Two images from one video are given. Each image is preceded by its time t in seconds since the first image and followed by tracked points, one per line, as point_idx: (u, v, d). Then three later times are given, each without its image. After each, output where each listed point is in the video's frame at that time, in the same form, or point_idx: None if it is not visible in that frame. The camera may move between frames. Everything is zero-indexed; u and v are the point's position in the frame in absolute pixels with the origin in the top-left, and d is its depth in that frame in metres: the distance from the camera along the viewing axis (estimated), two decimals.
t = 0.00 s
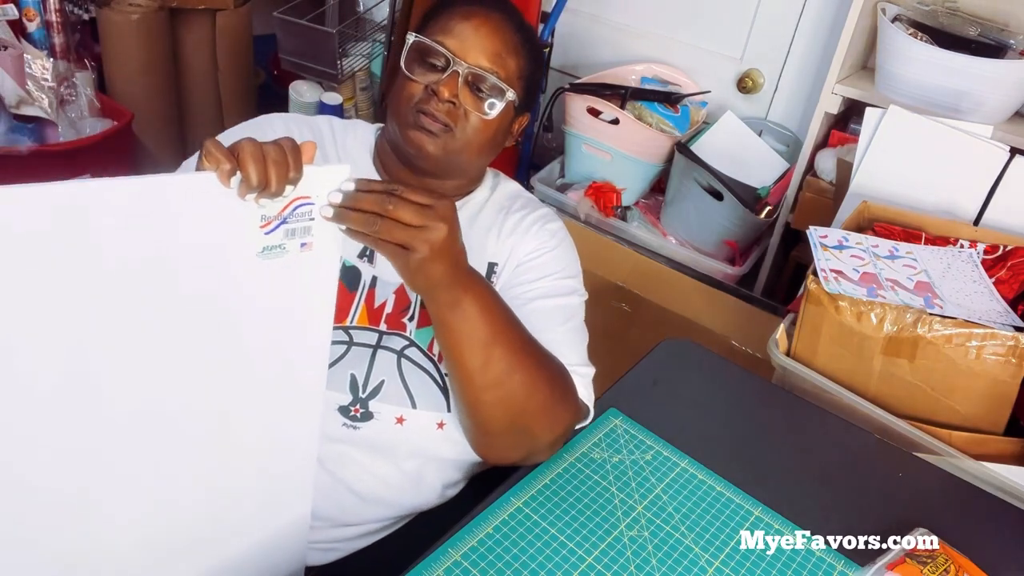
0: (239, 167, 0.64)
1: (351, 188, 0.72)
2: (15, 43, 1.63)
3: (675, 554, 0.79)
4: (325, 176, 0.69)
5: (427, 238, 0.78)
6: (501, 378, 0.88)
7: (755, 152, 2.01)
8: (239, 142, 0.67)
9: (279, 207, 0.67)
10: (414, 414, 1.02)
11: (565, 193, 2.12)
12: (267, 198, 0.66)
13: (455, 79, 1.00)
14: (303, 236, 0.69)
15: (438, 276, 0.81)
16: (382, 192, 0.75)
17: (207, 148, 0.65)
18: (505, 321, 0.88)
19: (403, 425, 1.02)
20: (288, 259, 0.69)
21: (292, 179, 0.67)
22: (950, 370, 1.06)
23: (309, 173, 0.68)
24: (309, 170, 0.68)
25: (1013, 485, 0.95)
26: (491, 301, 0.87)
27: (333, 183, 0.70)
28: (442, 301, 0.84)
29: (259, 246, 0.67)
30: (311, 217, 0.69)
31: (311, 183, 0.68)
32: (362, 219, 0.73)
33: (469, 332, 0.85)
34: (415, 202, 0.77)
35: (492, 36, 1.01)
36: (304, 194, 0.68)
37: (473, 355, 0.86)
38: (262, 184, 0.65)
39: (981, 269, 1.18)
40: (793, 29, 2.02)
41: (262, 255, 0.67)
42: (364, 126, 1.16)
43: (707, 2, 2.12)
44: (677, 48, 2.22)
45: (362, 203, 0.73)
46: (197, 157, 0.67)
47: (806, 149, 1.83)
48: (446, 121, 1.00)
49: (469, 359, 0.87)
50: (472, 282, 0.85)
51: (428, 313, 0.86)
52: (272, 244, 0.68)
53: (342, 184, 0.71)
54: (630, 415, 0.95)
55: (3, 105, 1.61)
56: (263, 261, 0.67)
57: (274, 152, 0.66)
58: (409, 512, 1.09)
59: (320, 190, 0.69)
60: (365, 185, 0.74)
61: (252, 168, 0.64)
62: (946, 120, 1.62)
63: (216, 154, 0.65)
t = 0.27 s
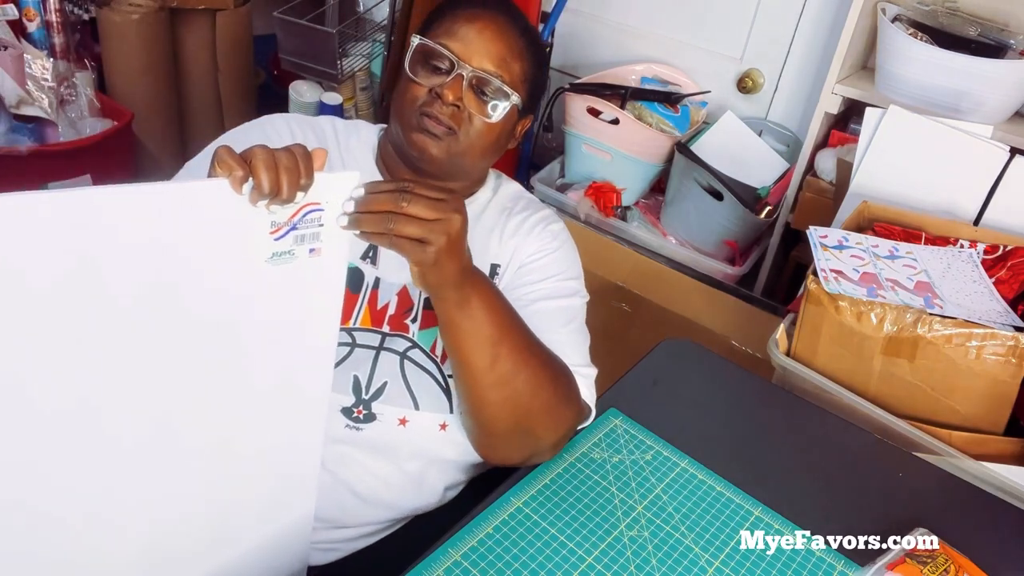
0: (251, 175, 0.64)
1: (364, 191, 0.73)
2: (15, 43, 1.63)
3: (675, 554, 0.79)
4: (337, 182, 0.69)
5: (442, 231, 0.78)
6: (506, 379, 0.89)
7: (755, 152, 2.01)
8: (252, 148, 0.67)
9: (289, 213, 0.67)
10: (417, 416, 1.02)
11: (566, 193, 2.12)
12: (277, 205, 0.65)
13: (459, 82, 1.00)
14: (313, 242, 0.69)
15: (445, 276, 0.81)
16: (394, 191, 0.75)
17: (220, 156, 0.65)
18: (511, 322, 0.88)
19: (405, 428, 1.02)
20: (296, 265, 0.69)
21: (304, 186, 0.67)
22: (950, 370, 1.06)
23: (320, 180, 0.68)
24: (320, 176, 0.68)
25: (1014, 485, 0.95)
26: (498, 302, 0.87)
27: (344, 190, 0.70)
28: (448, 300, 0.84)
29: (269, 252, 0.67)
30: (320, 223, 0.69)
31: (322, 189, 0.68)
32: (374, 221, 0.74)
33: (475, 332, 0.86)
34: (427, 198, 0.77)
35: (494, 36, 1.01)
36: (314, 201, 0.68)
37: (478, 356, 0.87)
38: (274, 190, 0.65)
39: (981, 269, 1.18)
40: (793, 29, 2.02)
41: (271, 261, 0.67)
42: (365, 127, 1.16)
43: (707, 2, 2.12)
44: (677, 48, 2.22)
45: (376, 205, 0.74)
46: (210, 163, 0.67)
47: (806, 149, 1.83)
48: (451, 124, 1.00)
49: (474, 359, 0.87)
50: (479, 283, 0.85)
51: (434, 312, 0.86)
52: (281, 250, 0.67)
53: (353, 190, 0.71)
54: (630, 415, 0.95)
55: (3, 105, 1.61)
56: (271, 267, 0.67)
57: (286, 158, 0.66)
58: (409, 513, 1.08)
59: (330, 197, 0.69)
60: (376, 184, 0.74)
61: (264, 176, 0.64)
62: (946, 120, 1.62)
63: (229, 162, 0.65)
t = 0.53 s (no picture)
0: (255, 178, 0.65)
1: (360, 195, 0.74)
2: (15, 43, 1.63)
3: (675, 554, 0.79)
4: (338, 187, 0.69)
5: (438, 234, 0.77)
6: (505, 380, 0.89)
7: (755, 152, 2.01)
8: (256, 153, 0.68)
9: (292, 218, 0.67)
10: (417, 416, 1.02)
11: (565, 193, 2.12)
12: (279, 208, 0.66)
13: (459, 83, 1.00)
14: (315, 246, 0.69)
15: (443, 280, 0.80)
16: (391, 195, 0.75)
17: (224, 161, 0.66)
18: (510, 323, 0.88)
19: (405, 428, 1.02)
20: (299, 269, 0.69)
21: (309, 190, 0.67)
22: (950, 370, 1.06)
23: (324, 184, 0.68)
24: (323, 180, 0.68)
25: (1013, 485, 0.95)
26: (496, 303, 0.87)
27: (348, 194, 0.69)
28: (446, 302, 0.83)
29: (272, 257, 0.67)
30: (322, 227, 0.69)
31: (324, 194, 0.68)
32: (374, 224, 0.73)
33: (473, 333, 0.86)
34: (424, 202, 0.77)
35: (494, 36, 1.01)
36: (317, 205, 0.68)
37: (477, 357, 0.87)
38: (276, 195, 0.65)
39: (981, 269, 1.18)
40: (793, 29, 2.02)
41: (274, 265, 0.67)
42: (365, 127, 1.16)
43: (707, 2, 2.12)
44: (677, 47, 2.22)
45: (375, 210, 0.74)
46: (215, 169, 0.68)
47: (806, 149, 1.83)
48: (451, 125, 1.00)
49: (473, 361, 0.87)
50: (477, 284, 0.84)
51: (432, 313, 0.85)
52: (284, 253, 0.67)
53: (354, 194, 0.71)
54: (630, 415, 0.95)
55: (3, 105, 1.61)
56: (274, 270, 0.67)
57: (289, 162, 0.67)
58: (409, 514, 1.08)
59: (333, 201, 0.69)
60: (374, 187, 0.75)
61: (268, 179, 0.64)
62: (946, 120, 1.62)
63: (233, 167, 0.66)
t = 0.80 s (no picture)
0: (257, 179, 0.66)
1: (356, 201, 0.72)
2: (15, 43, 1.63)
3: (675, 554, 0.79)
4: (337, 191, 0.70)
5: (422, 261, 0.75)
6: (504, 384, 0.87)
7: (755, 152, 2.01)
8: (258, 156, 0.69)
9: (293, 220, 0.68)
10: (417, 416, 1.02)
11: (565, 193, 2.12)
12: (281, 211, 0.67)
13: (459, 83, 1.00)
14: (316, 248, 0.70)
15: (439, 289, 0.78)
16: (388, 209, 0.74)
17: (227, 163, 0.68)
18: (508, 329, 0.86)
19: (405, 428, 1.02)
20: (299, 271, 0.70)
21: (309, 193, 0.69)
22: (950, 370, 1.06)
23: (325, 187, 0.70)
24: (324, 183, 0.69)
25: (1013, 485, 0.95)
26: (495, 308, 0.85)
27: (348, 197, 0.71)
28: (443, 308, 0.81)
29: (273, 259, 0.68)
30: (323, 230, 0.70)
31: (326, 197, 0.69)
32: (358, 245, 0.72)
33: (470, 340, 0.84)
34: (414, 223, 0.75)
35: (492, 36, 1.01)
36: (319, 208, 0.69)
37: (474, 363, 0.85)
38: (278, 197, 0.66)
39: (981, 269, 1.18)
40: (793, 29, 2.02)
41: (274, 266, 0.68)
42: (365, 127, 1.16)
43: (707, 2, 2.12)
44: (677, 47, 2.22)
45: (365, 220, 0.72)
46: (218, 171, 0.69)
47: (806, 149, 1.83)
48: (451, 125, 1.00)
49: (470, 366, 0.85)
50: (475, 289, 0.82)
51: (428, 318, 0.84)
52: (285, 256, 0.68)
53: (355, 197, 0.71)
54: (630, 415, 0.95)
55: (3, 105, 1.61)
56: (274, 272, 0.68)
57: (291, 165, 0.68)
58: (409, 514, 1.08)
59: (333, 204, 0.70)
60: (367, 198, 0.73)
61: (270, 181, 0.66)
62: (946, 120, 1.62)
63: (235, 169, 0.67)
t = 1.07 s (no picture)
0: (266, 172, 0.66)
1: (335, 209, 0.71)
2: (15, 43, 1.63)
3: (675, 554, 0.79)
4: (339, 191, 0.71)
5: (398, 276, 0.73)
6: (500, 386, 0.85)
7: (755, 152, 2.01)
8: (268, 149, 0.68)
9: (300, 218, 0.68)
10: (416, 416, 1.02)
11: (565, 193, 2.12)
12: (290, 208, 0.67)
13: (463, 81, 0.99)
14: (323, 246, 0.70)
15: (425, 296, 0.77)
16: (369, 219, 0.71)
17: (236, 156, 0.68)
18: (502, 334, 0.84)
19: (404, 428, 1.02)
20: (304, 271, 0.70)
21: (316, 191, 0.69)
22: (950, 370, 1.06)
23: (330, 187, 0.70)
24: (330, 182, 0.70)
25: (1013, 485, 0.95)
26: (489, 310, 0.83)
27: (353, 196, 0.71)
28: (434, 311, 0.80)
29: (279, 257, 0.68)
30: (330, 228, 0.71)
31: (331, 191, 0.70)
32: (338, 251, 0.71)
33: (462, 343, 0.82)
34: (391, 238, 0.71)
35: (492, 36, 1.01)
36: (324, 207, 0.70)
37: (467, 365, 0.84)
38: (286, 193, 0.66)
39: (981, 269, 1.18)
40: (793, 29, 2.02)
41: (280, 264, 0.68)
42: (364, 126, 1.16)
43: (707, 2, 2.12)
44: (677, 47, 2.22)
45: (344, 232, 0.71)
46: (227, 163, 0.69)
47: (806, 149, 1.83)
48: (456, 122, 0.99)
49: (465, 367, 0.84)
50: (465, 292, 0.80)
51: (420, 322, 0.82)
52: (292, 254, 0.68)
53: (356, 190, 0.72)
54: (630, 416, 0.95)
55: (3, 105, 1.61)
56: (280, 270, 0.68)
57: (300, 161, 0.68)
58: (409, 513, 1.08)
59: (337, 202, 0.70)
60: (350, 205, 0.71)
61: (279, 178, 0.66)
62: (946, 120, 1.62)
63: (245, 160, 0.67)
